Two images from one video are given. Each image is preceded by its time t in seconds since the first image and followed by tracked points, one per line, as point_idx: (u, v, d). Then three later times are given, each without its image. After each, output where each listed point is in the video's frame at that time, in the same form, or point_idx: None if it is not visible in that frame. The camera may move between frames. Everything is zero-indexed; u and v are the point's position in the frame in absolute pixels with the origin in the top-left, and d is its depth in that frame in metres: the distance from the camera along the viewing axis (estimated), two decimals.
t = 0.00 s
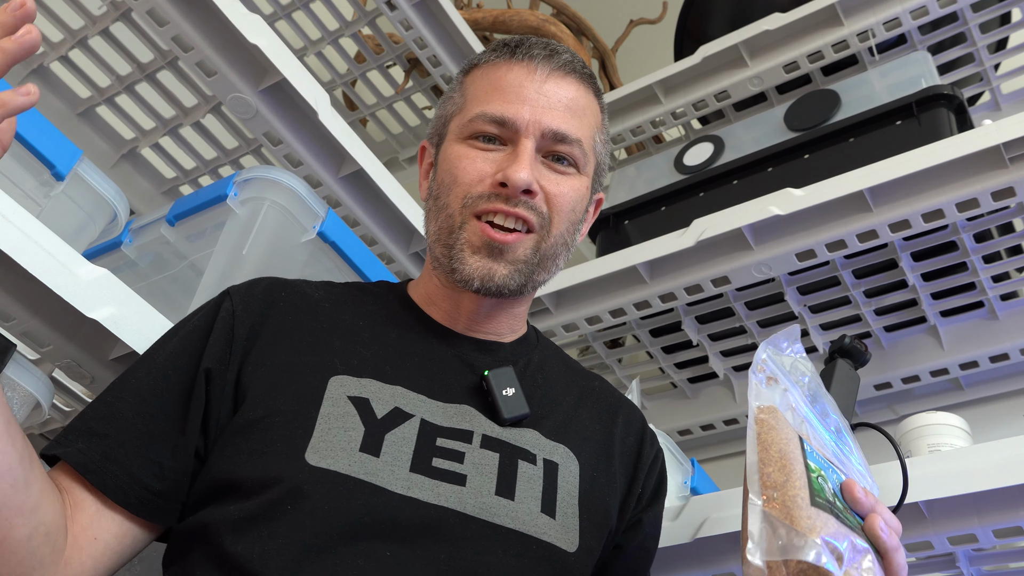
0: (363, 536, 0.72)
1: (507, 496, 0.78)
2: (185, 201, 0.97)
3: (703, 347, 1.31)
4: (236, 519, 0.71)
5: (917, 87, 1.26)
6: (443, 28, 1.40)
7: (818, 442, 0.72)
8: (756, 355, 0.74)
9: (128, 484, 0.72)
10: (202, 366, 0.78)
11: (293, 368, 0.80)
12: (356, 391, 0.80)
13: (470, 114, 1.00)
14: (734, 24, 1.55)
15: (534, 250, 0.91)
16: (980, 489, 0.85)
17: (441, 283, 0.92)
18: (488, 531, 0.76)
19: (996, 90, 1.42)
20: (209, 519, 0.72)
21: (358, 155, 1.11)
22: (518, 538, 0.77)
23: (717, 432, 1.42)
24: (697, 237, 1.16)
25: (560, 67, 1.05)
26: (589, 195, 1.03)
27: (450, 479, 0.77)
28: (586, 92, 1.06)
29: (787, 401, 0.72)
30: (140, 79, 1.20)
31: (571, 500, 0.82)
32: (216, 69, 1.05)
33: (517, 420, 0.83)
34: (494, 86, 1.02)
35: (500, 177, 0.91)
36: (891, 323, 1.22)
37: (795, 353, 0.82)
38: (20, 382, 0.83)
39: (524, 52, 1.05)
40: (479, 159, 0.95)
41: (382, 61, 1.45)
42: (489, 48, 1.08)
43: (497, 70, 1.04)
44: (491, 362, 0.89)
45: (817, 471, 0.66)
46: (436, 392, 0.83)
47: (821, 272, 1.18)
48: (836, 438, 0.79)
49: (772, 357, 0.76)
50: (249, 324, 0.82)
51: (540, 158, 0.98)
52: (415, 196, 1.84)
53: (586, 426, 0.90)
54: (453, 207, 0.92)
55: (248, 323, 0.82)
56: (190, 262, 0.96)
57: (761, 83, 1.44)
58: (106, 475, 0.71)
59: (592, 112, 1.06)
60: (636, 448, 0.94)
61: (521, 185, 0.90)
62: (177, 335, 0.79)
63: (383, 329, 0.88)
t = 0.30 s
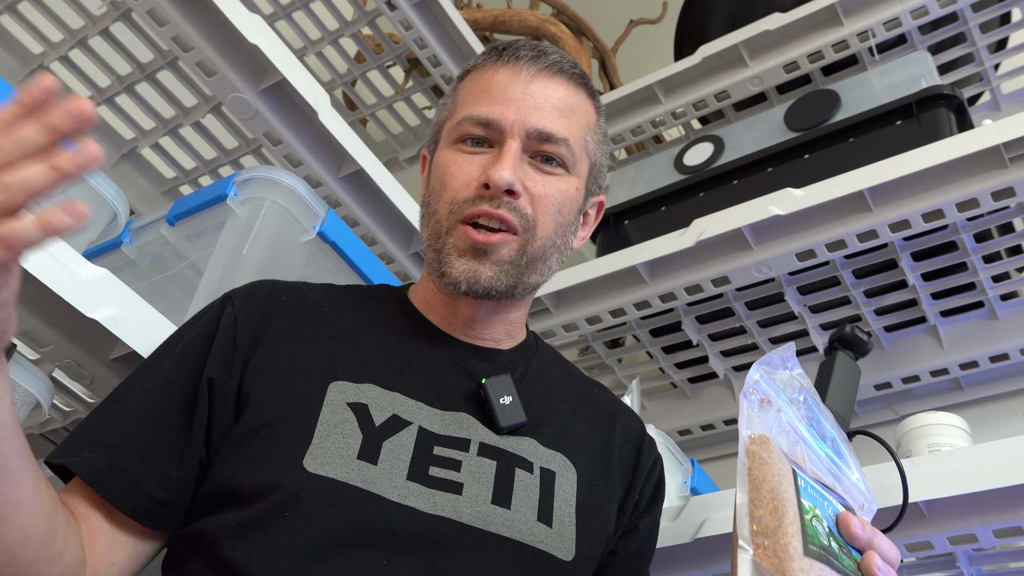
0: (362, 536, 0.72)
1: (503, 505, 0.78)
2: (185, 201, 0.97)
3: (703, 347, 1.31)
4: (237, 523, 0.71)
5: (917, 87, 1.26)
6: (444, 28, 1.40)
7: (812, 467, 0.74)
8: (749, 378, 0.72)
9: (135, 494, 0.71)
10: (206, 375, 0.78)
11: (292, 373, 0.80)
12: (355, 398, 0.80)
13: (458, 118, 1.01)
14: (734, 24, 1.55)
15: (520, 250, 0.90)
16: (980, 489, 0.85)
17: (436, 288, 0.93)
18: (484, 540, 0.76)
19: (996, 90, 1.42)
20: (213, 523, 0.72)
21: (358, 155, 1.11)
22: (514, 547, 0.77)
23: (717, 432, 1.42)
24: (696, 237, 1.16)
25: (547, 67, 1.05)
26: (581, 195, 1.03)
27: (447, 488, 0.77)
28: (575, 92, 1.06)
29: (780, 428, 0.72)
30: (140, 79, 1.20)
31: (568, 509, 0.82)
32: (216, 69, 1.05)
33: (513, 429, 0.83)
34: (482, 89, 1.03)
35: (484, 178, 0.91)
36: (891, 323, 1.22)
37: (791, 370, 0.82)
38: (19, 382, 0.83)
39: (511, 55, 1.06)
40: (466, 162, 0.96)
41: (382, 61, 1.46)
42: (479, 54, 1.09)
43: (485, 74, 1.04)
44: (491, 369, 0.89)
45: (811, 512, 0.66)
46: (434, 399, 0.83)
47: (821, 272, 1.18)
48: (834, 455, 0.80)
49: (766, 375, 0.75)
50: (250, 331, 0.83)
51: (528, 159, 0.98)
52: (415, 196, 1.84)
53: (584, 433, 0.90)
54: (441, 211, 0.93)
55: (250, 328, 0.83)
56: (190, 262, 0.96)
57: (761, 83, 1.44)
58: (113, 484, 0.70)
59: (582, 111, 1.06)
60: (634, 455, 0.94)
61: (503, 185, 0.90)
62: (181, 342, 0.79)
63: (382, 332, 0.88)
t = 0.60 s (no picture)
0: (363, 537, 0.72)
1: (503, 509, 0.78)
2: (185, 201, 0.97)
3: (703, 347, 1.31)
4: (239, 526, 0.71)
5: (917, 87, 1.26)
6: (444, 28, 1.40)
7: (800, 472, 0.74)
8: (734, 388, 0.74)
9: (147, 500, 0.71)
10: (216, 384, 0.78)
11: (297, 381, 0.81)
12: (358, 405, 0.80)
13: (463, 130, 1.02)
14: (734, 24, 1.55)
15: (525, 260, 0.90)
16: (980, 489, 0.85)
17: (442, 298, 0.93)
18: (485, 543, 0.75)
19: (996, 90, 1.42)
20: (217, 526, 0.72)
21: (358, 156, 1.11)
22: (515, 550, 0.76)
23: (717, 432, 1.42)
24: (697, 237, 1.16)
25: (552, 81, 1.06)
26: (584, 209, 1.03)
27: (448, 494, 0.77)
28: (579, 106, 1.06)
29: (765, 436, 0.73)
30: (140, 79, 1.20)
31: (569, 514, 0.81)
32: (215, 69, 1.05)
33: (515, 435, 0.83)
34: (488, 102, 1.03)
35: (490, 190, 0.92)
36: (891, 323, 1.22)
37: (775, 376, 0.82)
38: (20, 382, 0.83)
39: (516, 68, 1.06)
40: (472, 174, 0.96)
41: (381, 61, 1.46)
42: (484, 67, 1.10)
43: (490, 87, 1.05)
44: (493, 377, 0.89)
45: (802, 523, 0.66)
46: (436, 406, 0.83)
47: (821, 272, 1.18)
48: (821, 461, 0.80)
49: (750, 385, 0.77)
50: (258, 341, 0.83)
51: (533, 171, 0.98)
52: (415, 196, 1.84)
53: (588, 440, 0.90)
54: (447, 221, 0.93)
55: (257, 339, 0.83)
56: (190, 262, 0.96)
57: (761, 83, 1.44)
58: (126, 490, 0.70)
59: (586, 125, 1.06)
60: (639, 460, 0.94)
61: (509, 196, 0.91)
62: (193, 350, 0.79)
63: (387, 340, 0.88)
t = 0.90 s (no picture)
0: (358, 535, 0.72)
1: (498, 507, 0.78)
2: (185, 201, 0.97)
3: (703, 347, 1.31)
4: (233, 523, 0.71)
5: (917, 87, 1.26)
6: (444, 28, 1.40)
7: (792, 474, 0.74)
8: (729, 385, 0.74)
9: (145, 503, 0.72)
10: (212, 387, 0.77)
11: (293, 378, 0.80)
12: (353, 402, 0.80)
13: (471, 129, 1.01)
14: (734, 24, 1.55)
15: (530, 262, 0.91)
16: (980, 488, 0.85)
17: (441, 298, 0.92)
18: (479, 541, 0.75)
19: (996, 90, 1.42)
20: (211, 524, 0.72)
21: (357, 155, 1.11)
22: (509, 548, 0.76)
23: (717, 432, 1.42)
24: (697, 237, 1.16)
25: (559, 85, 1.06)
26: (585, 213, 1.04)
27: (442, 491, 0.77)
28: (585, 111, 1.07)
29: (755, 432, 0.74)
30: (140, 79, 1.20)
31: (563, 513, 0.81)
32: (216, 68, 1.05)
33: (510, 434, 0.83)
34: (495, 103, 1.03)
35: (499, 189, 0.92)
36: (891, 323, 1.22)
37: (775, 378, 0.83)
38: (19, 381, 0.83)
39: (524, 71, 1.06)
40: (479, 174, 0.96)
41: (382, 61, 1.46)
42: (490, 68, 1.10)
43: (497, 87, 1.05)
44: (489, 377, 0.89)
45: (783, 516, 0.67)
46: (431, 404, 0.83)
47: (821, 272, 1.18)
48: (816, 464, 0.80)
49: (748, 384, 0.77)
50: (253, 339, 0.82)
51: (538, 173, 0.98)
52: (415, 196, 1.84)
53: (583, 440, 0.90)
54: (452, 220, 0.93)
55: (253, 337, 0.83)
56: (190, 262, 0.96)
57: (761, 83, 1.44)
58: (124, 494, 0.71)
59: (590, 129, 1.07)
60: (632, 459, 0.94)
61: (518, 196, 0.91)
62: (189, 352, 0.79)
63: (383, 338, 0.88)
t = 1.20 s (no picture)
0: (354, 535, 0.72)
1: (493, 507, 0.78)
2: (185, 201, 0.97)
3: (703, 347, 1.31)
4: (228, 522, 0.71)
5: (917, 87, 1.26)
6: (444, 28, 1.40)
7: (786, 479, 0.74)
8: (723, 389, 0.75)
9: (139, 496, 0.71)
10: (208, 382, 0.77)
11: (290, 376, 0.80)
12: (349, 400, 0.80)
13: (473, 127, 1.01)
14: (735, 24, 1.55)
15: (531, 261, 0.90)
16: (980, 489, 0.85)
17: (440, 295, 0.92)
18: (475, 541, 0.75)
19: (996, 90, 1.42)
20: (208, 522, 0.72)
21: (357, 155, 1.11)
22: (505, 548, 0.76)
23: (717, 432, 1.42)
24: (697, 237, 1.16)
25: (563, 85, 1.06)
26: (585, 214, 1.04)
27: (438, 490, 0.77)
28: (588, 112, 1.07)
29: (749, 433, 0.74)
30: (140, 79, 1.20)
31: (559, 513, 0.81)
32: (215, 68, 1.05)
33: (506, 433, 0.83)
34: (499, 101, 1.03)
35: (501, 187, 0.92)
36: (891, 323, 1.22)
37: (770, 385, 0.83)
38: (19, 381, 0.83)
39: (528, 70, 1.06)
40: (482, 172, 0.96)
41: (381, 61, 1.46)
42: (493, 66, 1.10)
43: (500, 85, 1.05)
44: (486, 376, 0.89)
45: (776, 517, 0.67)
46: (428, 403, 0.83)
47: (821, 272, 1.18)
48: (811, 472, 0.80)
49: (741, 388, 0.77)
50: (251, 336, 0.82)
51: (540, 173, 0.98)
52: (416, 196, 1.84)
53: (579, 440, 0.90)
54: (453, 218, 0.93)
55: (250, 335, 0.82)
56: (190, 262, 0.96)
57: (761, 83, 1.44)
58: (118, 487, 0.70)
59: (592, 131, 1.07)
60: (629, 461, 0.94)
61: (520, 194, 0.91)
62: (186, 347, 0.79)
63: (379, 335, 0.88)
